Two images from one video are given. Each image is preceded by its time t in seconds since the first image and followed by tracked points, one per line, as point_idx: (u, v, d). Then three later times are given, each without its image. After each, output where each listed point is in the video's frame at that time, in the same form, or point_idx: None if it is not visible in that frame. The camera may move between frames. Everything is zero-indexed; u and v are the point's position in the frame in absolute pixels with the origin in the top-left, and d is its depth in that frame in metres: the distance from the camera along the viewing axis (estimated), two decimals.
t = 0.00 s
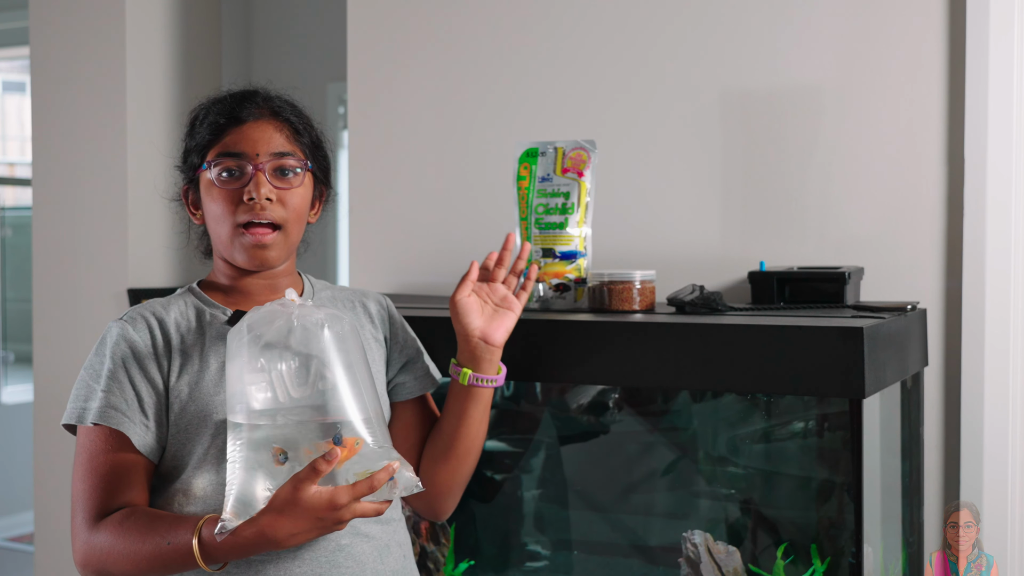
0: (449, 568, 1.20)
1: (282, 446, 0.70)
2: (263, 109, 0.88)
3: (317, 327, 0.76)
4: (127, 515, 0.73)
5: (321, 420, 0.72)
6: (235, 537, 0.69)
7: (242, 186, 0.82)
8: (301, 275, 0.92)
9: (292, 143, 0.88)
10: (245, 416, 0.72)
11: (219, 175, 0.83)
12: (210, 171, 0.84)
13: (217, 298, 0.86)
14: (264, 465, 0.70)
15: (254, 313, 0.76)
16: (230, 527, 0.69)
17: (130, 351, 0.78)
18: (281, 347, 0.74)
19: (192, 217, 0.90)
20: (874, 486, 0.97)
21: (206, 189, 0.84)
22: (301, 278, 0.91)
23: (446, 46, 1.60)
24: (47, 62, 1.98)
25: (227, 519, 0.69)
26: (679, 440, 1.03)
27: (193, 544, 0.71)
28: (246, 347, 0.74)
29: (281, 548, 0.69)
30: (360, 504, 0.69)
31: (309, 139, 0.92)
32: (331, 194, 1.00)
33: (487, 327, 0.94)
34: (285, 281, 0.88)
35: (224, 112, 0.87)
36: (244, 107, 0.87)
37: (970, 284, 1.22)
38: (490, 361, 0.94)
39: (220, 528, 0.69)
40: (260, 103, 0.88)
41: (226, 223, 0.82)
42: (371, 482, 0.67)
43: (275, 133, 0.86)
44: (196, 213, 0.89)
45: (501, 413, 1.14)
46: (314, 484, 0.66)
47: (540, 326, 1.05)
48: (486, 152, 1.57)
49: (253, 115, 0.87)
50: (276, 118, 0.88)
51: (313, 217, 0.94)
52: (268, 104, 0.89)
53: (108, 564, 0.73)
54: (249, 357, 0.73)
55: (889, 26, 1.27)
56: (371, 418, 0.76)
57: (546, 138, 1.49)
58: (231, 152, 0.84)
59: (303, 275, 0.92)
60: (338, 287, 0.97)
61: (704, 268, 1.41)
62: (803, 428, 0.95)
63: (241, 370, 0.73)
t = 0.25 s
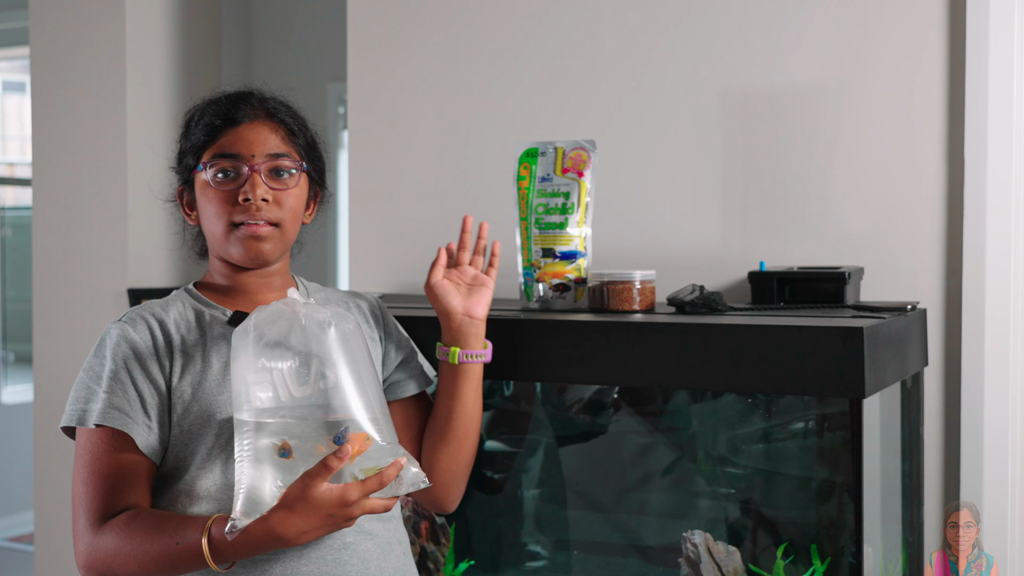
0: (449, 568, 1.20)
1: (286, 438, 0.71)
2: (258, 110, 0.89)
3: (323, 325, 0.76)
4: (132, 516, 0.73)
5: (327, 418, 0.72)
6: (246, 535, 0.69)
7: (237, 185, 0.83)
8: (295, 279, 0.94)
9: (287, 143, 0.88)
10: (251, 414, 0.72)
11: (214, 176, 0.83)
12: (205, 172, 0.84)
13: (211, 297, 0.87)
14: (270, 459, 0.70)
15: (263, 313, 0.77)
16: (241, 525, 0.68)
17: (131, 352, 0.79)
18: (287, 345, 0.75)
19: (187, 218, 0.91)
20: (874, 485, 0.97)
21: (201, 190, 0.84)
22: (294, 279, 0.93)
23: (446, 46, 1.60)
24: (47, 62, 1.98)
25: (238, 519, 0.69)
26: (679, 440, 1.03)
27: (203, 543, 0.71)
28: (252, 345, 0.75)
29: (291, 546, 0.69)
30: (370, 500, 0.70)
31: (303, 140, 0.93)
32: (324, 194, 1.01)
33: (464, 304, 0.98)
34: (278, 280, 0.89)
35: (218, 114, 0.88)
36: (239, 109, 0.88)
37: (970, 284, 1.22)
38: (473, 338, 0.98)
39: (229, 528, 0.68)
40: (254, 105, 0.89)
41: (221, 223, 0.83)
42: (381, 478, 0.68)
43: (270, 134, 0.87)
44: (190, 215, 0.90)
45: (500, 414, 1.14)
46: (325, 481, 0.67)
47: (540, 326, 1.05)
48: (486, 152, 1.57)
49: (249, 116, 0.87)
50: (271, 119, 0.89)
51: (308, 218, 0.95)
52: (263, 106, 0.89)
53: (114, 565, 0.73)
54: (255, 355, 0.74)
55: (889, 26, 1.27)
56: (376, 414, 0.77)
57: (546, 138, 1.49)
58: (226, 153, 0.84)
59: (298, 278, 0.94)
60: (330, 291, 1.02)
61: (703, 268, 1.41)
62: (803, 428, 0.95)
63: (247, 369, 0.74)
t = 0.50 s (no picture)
0: (449, 568, 1.20)
1: (298, 443, 0.76)
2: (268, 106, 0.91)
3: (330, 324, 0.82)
4: (143, 518, 0.74)
5: (339, 419, 0.78)
6: (268, 532, 0.73)
7: (287, 177, 0.86)
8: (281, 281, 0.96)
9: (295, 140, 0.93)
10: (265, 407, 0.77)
11: (275, 167, 0.85)
12: (267, 163, 0.85)
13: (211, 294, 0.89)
14: (280, 459, 0.76)
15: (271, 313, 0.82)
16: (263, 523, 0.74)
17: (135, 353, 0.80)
18: (297, 343, 0.80)
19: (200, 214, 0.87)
20: (874, 486, 0.97)
21: (253, 182, 0.85)
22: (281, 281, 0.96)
23: (446, 46, 1.60)
24: (48, 62, 1.98)
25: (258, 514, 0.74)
26: (679, 440, 1.03)
27: (223, 541, 0.74)
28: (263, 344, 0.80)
29: (309, 541, 0.74)
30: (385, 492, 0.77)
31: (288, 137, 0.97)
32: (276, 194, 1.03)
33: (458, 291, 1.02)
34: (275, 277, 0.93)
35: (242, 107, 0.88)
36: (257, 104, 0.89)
37: (970, 284, 1.22)
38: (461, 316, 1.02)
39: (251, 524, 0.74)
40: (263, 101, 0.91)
41: (285, 214, 0.85)
42: (399, 470, 0.76)
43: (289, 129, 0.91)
44: (207, 215, 0.86)
45: (500, 414, 1.14)
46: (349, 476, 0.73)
47: (539, 326, 1.05)
48: (486, 152, 1.57)
49: (257, 108, 0.89)
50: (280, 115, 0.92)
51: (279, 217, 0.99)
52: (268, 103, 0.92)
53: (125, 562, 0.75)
54: (264, 354, 0.79)
55: (889, 26, 1.27)
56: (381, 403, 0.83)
57: (546, 138, 1.49)
58: (272, 146, 0.86)
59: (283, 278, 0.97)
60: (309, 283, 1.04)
61: (704, 268, 1.41)
62: (804, 428, 0.95)
63: (257, 367, 0.79)
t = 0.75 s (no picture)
0: (449, 568, 1.21)
1: (321, 444, 0.79)
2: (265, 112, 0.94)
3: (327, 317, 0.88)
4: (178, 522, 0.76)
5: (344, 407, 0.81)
6: (311, 529, 0.77)
7: (292, 185, 0.91)
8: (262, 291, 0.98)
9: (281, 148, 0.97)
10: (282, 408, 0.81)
11: (287, 176, 0.90)
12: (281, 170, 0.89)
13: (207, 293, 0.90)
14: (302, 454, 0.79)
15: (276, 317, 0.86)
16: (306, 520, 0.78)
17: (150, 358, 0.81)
18: (301, 342, 0.85)
19: (215, 210, 0.86)
20: (874, 486, 0.97)
21: (269, 185, 0.88)
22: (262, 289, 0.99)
23: (446, 46, 1.60)
24: (48, 62, 1.98)
25: (307, 509, 0.79)
26: (679, 440, 1.03)
27: (266, 539, 0.77)
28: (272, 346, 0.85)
29: (346, 533, 0.79)
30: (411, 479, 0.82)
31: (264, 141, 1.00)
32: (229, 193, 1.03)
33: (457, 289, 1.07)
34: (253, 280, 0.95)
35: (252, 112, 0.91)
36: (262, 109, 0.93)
37: (970, 284, 1.22)
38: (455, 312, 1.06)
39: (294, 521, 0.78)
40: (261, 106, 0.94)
41: (291, 221, 0.90)
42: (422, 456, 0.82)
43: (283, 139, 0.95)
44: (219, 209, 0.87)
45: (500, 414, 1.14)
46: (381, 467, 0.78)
47: (539, 326, 1.05)
48: (486, 152, 1.57)
49: (258, 111, 0.91)
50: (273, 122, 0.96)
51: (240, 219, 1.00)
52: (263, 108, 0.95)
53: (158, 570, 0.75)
54: (276, 357, 0.84)
55: (889, 27, 1.27)
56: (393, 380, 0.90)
57: (546, 138, 1.49)
58: (282, 155, 0.91)
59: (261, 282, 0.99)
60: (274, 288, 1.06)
61: (704, 268, 1.41)
62: (803, 428, 0.95)
63: (269, 369, 0.84)
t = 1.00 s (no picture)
0: (449, 568, 1.21)
1: (333, 443, 0.80)
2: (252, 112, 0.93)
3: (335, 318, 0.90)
4: (198, 523, 0.76)
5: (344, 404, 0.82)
6: (334, 523, 0.80)
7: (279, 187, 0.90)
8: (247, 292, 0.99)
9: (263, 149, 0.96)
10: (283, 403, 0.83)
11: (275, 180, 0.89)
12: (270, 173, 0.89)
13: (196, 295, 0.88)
14: (312, 453, 0.80)
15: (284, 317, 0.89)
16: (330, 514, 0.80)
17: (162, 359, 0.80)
18: (308, 340, 0.88)
19: (204, 210, 0.84)
20: (873, 485, 0.97)
21: (258, 187, 0.87)
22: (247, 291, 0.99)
23: (446, 46, 1.60)
24: (48, 62, 1.98)
25: (327, 506, 0.80)
26: (678, 440, 1.03)
27: (291, 538, 0.79)
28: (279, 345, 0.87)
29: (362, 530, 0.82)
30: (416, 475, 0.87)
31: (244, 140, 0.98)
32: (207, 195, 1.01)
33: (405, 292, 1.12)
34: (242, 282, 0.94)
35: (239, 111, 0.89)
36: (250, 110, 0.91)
37: (970, 284, 1.22)
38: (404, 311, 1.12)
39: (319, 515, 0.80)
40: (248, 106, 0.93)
41: (278, 223, 0.89)
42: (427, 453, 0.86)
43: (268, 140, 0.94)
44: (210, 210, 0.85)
45: (499, 413, 1.13)
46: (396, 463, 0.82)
47: (538, 326, 1.05)
48: (486, 152, 1.57)
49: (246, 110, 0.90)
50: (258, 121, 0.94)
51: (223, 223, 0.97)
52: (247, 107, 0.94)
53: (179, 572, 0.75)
54: (283, 356, 0.87)
55: (889, 26, 1.27)
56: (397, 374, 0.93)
57: (547, 138, 1.49)
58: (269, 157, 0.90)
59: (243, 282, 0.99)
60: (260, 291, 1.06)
61: (704, 268, 1.41)
62: (803, 428, 0.95)
63: (276, 367, 0.87)
